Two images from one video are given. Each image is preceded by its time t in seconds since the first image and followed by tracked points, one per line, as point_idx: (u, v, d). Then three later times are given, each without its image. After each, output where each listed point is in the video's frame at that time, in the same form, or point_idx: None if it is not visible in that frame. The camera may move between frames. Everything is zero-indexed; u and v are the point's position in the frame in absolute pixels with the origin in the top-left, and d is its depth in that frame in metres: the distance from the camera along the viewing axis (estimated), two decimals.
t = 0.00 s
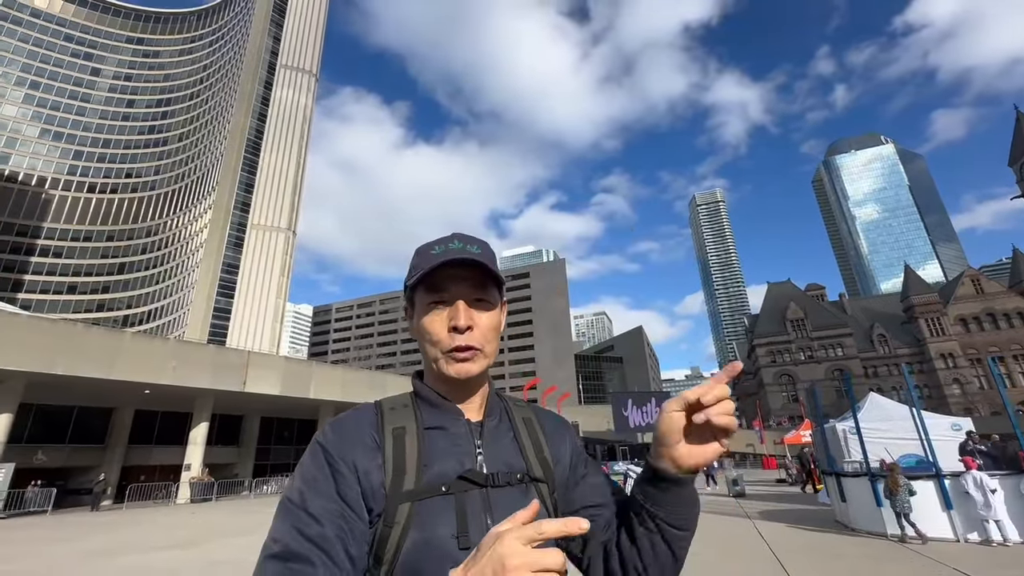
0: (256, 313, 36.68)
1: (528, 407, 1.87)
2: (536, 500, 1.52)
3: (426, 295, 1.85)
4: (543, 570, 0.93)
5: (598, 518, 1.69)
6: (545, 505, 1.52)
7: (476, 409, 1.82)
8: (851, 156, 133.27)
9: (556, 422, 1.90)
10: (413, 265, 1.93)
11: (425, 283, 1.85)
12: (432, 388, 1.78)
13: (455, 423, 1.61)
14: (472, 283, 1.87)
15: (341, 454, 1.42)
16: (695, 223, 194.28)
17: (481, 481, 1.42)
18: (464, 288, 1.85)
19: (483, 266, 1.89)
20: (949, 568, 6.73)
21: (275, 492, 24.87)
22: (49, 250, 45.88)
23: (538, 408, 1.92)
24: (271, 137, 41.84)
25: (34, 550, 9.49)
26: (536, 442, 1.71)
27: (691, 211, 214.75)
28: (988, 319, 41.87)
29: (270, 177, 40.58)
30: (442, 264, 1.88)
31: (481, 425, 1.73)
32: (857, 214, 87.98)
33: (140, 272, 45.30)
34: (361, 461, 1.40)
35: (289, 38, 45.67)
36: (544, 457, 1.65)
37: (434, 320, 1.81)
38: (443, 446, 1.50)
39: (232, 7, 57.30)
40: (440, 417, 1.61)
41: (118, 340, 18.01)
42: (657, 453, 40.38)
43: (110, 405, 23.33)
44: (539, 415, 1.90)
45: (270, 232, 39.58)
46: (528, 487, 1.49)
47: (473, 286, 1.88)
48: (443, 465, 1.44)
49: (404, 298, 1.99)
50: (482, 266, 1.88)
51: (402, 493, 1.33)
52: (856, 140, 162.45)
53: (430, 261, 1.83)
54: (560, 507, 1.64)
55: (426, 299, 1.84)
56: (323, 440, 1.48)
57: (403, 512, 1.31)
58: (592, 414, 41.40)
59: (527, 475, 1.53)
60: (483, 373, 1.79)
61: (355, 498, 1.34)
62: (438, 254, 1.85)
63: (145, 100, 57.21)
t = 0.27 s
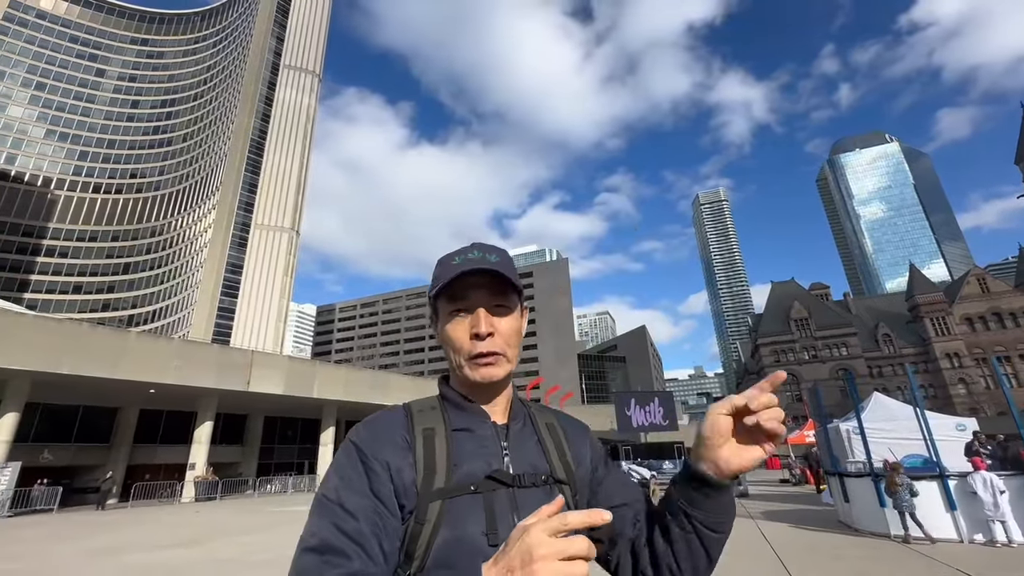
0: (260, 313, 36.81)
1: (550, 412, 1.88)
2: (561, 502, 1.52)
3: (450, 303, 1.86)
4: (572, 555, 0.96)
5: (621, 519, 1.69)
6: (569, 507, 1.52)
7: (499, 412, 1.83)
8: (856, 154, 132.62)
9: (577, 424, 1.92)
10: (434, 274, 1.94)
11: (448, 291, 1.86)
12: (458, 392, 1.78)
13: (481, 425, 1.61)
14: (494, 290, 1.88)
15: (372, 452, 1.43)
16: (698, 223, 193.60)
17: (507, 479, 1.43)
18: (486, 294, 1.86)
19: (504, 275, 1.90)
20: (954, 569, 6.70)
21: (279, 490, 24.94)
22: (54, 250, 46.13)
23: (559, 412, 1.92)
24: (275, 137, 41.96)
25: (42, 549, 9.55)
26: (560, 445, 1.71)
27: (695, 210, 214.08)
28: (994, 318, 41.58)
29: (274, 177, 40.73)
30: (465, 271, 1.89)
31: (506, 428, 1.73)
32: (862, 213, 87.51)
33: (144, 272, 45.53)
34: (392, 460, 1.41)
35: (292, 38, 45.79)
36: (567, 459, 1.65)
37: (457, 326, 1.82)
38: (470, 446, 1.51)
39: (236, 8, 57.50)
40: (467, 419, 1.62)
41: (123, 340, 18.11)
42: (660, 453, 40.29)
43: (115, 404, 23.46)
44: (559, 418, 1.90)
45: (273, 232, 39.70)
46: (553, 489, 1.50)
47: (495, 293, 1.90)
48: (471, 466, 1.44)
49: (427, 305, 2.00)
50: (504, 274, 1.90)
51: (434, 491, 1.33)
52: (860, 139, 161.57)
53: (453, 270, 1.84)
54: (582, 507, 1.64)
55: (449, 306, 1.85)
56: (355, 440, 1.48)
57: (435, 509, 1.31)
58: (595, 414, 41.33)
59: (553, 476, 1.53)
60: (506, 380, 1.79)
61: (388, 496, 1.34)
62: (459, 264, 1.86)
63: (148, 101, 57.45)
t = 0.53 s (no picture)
0: (262, 313, 36.93)
1: (594, 421, 1.88)
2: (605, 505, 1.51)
3: (505, 308, 1.86)
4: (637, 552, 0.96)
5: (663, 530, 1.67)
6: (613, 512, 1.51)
7: (547, 416, 1.82)
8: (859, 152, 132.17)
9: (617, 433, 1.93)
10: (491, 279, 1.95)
11: (505, 296, 1.86)
12: (508, 394, 1.78)
13: (531, 429, 1.60)
14: (548, 299, 1.89)
15: (430, 448, 1.44)
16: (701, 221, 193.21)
17: (556, 482, 1.43)
18: (541, 301, 1.87)
19: (558, 285, 1.92)
20: (956, 568, 6.66)
21: (282, 489, 25.00)
22: (58, 250, 46.27)
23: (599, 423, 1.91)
24: (277, 137, 42.02)
25: (48, 547, 9.62)
26: (603, 453, 1.71)
27: (697, 209, 213.52)
28: (999, 316, 41.37)
29: (276, 177, 40.86)
30: (522, 278, 1.89)
31: (553, 432, 1.73)
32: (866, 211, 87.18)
33: (148, 272, 45.69)
34: (449, 455, 1.41)
35: (294, 39, 45.90)
36: (610, 465, 1.64)
37: (512, 330, 1.82)
38: (521, 448, 1.51)
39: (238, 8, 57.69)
40: (516, 421, 1.62)
41: (126, 340, 18.19)
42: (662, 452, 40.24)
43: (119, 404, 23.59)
44: (600, 428, 1.89)
45: (275, 232, 39.79)
46: (601, 494, 1.49)
47: (548, 301, 1.90)
48: (522, 467, 1.44)
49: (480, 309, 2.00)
50: (558, 285, 1.91)
51: (487, 487, 1.34)
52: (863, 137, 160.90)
53: (512, 274, 1.84)
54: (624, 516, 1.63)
55: (505, 311, 1.85)
56: (412, 433, 1.49)
57: (486, 505, 1.32)
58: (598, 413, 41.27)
59: (597, 481, 1.53)
60: (557, 386, 1.79)
61: (445, 488, 1.35)
62: (517, 271, 1.87)
63: (151, 102, 57.69)
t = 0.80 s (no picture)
0: (265, 312, 37.04)
1: (637, 420, 1.81)
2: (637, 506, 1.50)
3: (553, 310, 1.87)
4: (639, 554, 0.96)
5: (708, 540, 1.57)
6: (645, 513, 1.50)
7: (588, 417, 1.83)
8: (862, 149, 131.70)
9: (665, 436, 1.82)
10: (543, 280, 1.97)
11: (555, 300, 1.87)
12: (552, 394, 1.81)
13: (568, 426, 1.62)
14: (596, 303, 1.88)
15: (475, 443, 1.54)
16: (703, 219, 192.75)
17: (584, 479, 1.46)
18: (588, 305, 1.86)
19: (608, 290, 1.90)
20: (957, 565, 6.66)
21: (285, 488, 25.08)
22: (61, 250, 46.43)
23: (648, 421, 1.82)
24: (279, 137, 42.07)
25: (54, 545, 9.70)
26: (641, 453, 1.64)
27: (699, 206, 213.10)
28: (1003, 313, 41.17)
29: (278, 177, 40.95)
30: (572, 282, 1.89)
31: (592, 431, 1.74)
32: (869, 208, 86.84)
33: (151, 272, 45.86)
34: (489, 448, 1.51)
35: (295, 38, 45.93)
36: (648, 467, 1.60)
37: (558, 332, 1.83)
38: (556, 446, 1.54)
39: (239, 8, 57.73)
40: (553, 419, 1.65)
41: (129, 340, 18.29)
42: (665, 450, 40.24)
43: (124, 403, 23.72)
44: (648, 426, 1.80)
45: (277, 231, 39.87)
46: (632, 495, 1.47)
47: (595, 306, 1.90)
48: (553, 462, 1.48)
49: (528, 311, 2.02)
50: (608, 291, 1.89)
51: (519, 480, 1.41)
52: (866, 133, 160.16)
53: (563, 278, 1.85)
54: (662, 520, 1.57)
55: (554, 313, 1.86)
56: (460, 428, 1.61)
57: (519, 496, 1.39)
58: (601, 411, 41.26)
59: (629, 481, 1.52)
60: (599, 389, 1.79)
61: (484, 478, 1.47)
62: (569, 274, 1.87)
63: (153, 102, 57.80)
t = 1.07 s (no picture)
0: (267, 312, 37.15)
1: (650, 414, 1.79)
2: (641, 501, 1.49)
3: (572, 309, 1.88)
4: (630, 552, 1.01)
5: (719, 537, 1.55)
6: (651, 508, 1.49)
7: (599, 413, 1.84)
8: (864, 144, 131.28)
9: (681, 433, 1.79)
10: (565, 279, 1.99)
11: (574, 298, 1.88)
12: (567, 390, 1.82)
13: (578, 421, 1.64)
14: (613, 303, 1.88)
15: (490, 433, 1.59)
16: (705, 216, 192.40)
17: (588, 473, 1.47)
18: (605, 305, 1.87)
19: (625, 290, 1.91)
20: (962, 561, 6.64)
21: (289, 487, 25.15)
22: (64, 251, 46.58)
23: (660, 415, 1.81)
24: (280, 136, 42.07)
25: (61, 545, 9.78)
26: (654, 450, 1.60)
27: (701, 203, 212.76)
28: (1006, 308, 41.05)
29: (279, 177, 41.04)
30: (591, 282, 1.91)
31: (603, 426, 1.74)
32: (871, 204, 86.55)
33: (153, 273, 45.96)
34: (502, 440, 1.56)
35: (296, 37, 45.91)
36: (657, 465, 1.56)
37: (575, 329, 1.85)
38: (566, 440, 1.56)
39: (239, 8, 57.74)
40: (565, 414, 1.66)
41: (132, 340, 18.35)
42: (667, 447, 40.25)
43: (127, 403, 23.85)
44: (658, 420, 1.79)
45: (279, 231, 39.94)
46: (637, 491, 1.48)
47: (612, 305, 1.90)
48: (560, 455, 1.51)
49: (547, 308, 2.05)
50: (626, 291, 1.89)
51: (527, 469, 1.45)
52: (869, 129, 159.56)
53: (581, 277, 1.87)
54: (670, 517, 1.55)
55: (572, 311, 1.87)
56: (480, 417, 1.67)
57: (525, 484, 1.44)
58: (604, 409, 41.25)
59: (634, 475, 1.51)
60: (614, 386, 1.78)
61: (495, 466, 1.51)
62: (586, 275, 1.89)
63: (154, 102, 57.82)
